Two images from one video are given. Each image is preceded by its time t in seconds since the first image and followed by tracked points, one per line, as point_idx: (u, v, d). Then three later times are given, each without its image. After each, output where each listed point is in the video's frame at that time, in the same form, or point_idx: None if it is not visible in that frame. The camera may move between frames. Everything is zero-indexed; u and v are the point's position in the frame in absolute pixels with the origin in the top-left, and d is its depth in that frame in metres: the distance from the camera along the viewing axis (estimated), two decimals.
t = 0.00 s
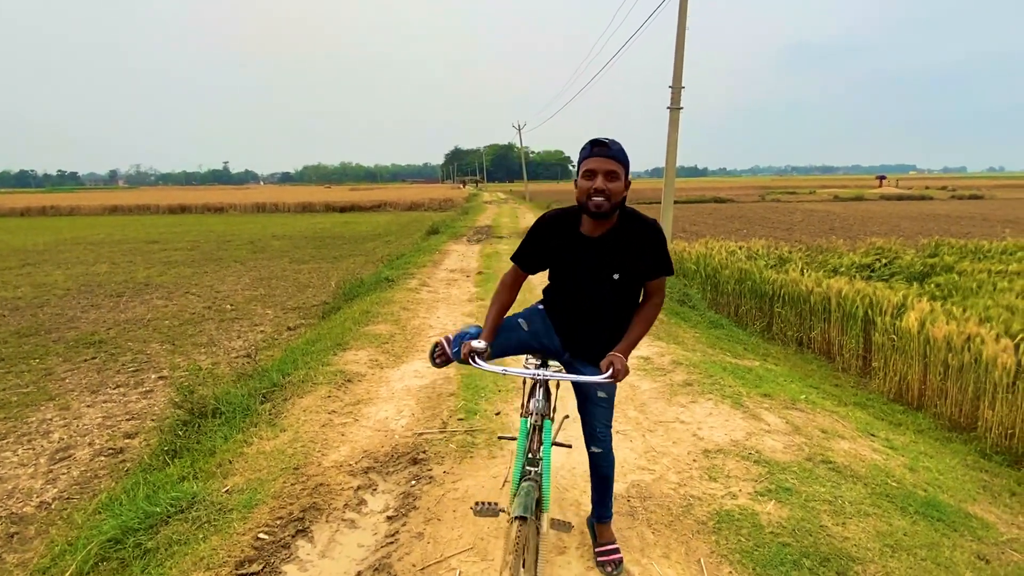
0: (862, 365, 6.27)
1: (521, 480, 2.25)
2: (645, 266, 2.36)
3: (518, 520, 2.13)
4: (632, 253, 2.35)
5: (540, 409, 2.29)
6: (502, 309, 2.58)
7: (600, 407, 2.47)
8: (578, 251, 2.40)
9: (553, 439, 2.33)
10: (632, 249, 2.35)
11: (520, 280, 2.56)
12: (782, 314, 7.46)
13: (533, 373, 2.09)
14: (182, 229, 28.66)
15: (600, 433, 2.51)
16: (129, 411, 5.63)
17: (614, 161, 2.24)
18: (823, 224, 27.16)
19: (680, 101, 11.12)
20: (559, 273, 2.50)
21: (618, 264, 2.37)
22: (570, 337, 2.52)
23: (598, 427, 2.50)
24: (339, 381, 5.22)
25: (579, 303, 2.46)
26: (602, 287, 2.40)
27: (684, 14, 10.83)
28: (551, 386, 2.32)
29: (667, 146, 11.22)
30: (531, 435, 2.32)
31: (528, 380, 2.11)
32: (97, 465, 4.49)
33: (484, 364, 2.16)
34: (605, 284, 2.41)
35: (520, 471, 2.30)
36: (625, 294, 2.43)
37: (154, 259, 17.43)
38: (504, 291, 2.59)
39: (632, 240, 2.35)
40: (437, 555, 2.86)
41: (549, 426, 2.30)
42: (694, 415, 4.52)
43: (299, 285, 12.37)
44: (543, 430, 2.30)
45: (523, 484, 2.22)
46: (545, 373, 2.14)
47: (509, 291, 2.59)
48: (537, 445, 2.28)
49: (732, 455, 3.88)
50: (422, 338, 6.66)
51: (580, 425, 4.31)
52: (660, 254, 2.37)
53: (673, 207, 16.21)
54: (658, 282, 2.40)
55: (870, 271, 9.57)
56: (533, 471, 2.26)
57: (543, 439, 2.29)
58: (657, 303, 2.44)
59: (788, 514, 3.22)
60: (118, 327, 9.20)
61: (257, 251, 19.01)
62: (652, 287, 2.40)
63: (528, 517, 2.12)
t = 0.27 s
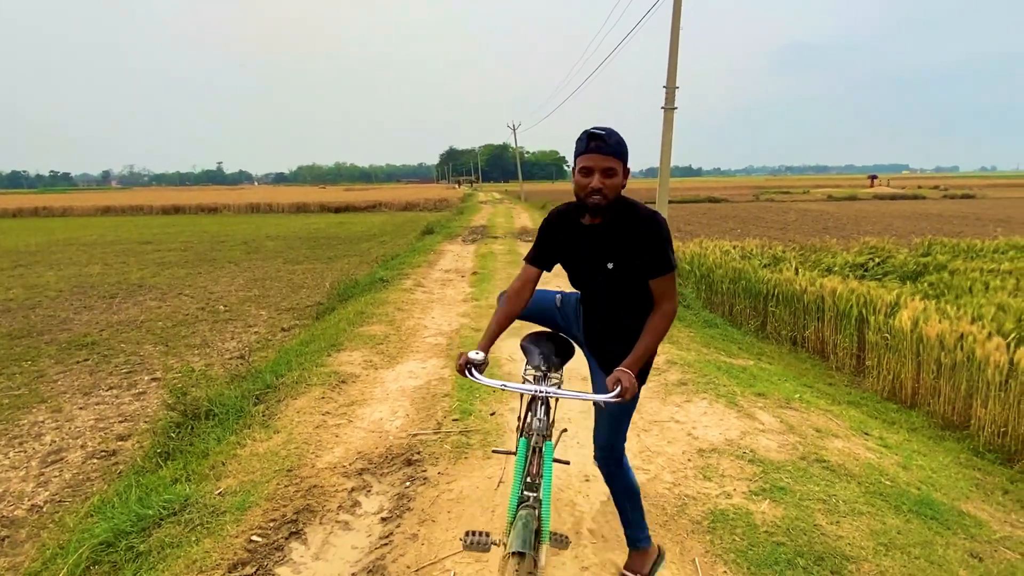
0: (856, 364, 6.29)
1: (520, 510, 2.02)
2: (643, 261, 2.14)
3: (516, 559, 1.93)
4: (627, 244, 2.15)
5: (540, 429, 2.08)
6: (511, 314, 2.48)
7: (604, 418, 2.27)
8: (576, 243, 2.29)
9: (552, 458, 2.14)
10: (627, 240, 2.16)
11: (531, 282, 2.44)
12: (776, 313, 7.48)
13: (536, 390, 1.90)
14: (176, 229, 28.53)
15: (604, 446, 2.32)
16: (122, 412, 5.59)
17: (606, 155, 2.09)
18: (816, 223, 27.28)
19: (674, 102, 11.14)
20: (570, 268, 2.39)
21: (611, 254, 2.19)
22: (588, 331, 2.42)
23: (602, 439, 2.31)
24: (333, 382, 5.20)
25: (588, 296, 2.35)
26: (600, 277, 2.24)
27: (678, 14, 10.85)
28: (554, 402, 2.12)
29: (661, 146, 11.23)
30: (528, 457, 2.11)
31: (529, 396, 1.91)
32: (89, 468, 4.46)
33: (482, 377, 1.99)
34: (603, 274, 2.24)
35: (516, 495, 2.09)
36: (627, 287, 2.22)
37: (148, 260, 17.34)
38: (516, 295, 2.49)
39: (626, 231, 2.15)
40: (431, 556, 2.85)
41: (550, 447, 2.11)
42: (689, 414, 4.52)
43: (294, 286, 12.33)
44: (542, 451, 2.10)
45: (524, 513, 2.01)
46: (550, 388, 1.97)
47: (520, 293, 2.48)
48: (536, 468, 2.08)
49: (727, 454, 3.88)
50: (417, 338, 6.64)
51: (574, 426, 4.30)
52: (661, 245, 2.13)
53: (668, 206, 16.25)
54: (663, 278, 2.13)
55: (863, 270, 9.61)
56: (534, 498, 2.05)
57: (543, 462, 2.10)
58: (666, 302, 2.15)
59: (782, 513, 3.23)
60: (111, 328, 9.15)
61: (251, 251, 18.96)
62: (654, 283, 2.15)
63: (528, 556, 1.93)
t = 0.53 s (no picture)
0: (849, 362, 6.32)
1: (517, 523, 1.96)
2: (634, 286, 2.02)
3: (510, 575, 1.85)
4: (612, 272, 2.04)
5: (541, 440, 2.00)
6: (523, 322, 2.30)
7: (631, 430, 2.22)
8: (572, 283, 2.22)
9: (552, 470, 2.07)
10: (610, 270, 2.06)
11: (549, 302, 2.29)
12: (770, 312, 7.50)
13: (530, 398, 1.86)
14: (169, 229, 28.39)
15: (627, 460, 2.24)
16: (115, 414, 5.56)
17: (568, 200, 1.98)
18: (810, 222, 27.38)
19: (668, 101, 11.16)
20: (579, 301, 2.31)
21: (603, 287, 2.09)
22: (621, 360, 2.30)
23: (626, 453, 2.24)
24: (327, 382, 5.19)
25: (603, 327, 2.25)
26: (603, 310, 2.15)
27: (672, 14, 10.87)
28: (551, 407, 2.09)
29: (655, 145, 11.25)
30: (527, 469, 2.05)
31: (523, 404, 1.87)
32: (82, 469, 4.43)
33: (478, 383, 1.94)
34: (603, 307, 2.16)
35: (514, 506, 2.03)
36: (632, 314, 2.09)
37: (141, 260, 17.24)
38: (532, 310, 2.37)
39: (609, 261, 2.04)
40: (426, 557, 2.84)
41: (550, 458, 2.05)
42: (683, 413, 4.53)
43: (288, 286, 12.29)
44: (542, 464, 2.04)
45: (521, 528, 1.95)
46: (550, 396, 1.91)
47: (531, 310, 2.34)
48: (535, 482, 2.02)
49: (721, 453, 3.89)
50: (411, 338, 6.63)
51: (569, 425, 4.31)
52: (647, 266, 2.01)
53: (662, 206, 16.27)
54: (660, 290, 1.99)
55: (856, 269, 9.65)
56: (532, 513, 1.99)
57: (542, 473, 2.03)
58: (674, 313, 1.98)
59: (776, 512, 3.24)
60: (104, 329, 9.09)
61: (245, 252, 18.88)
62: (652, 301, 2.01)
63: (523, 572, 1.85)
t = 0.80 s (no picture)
0: (842, 360, 6.35)
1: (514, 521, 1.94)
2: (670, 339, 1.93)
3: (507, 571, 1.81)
4: (650, 329, 1.97)
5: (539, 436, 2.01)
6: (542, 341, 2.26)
7: (663, 477, 2.14)
8: (607, 333, 2.16)
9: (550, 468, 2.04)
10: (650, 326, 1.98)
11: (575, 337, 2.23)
12: (764, 311, 7.54)
13: (529, 396, 1.86)
14: (162, 229, 28.24)
15: (653, 506, 2.15)
16: (108, 414, 5.53)
17: (604, 259, 1.94)
18: (804, 221, 27.48)
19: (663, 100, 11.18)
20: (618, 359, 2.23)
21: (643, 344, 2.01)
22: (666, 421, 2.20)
23: (652, 500, 2.15)
24: (322, 382, 5.17)
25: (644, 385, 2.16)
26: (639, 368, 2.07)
27: (667, 13, 10.88)
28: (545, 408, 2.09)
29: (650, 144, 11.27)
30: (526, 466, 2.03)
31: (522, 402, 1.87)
32: (75, 470, 4.41)
33: (480, 381, 1.93)
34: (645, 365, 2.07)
35: (511, 503, 2.01)
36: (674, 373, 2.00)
37: (134, 260, 17.15)
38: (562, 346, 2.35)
39: (647, 319, 1.98)
40: (421, 556, 2.84)
41: (548, 456, 2.03)
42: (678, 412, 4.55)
43: (282, 285, 12.25)
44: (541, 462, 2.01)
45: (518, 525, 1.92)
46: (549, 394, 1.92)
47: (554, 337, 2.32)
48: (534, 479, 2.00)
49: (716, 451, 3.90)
50: (406, 338, 6.62)
51: (564, 424, 4.31)
52: (682, 327, 1.91)
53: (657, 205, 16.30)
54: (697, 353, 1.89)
55: (850, 268, 9.68)
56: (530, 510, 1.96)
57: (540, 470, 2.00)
58: (713, 377, 1.88)
59: (770, 509, 3.25)
60: (97, 329, 9.04)
61: (240, 251, 18.81)
62: (688, 364, 1.91)
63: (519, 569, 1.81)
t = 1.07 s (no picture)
0: (836, 358, 6.39)
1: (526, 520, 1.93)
2: (690, 346, 1.95)
3: (527, 570, 1.81)
4: (670, 335, 1.99)
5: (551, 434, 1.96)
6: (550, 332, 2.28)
7: (666, 479, 2.15)
8: (625, 334, 2.17)
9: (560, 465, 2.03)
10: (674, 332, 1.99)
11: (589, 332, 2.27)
12: (759, 309, 7.56)
13: (539, 394, 1.84)
14: (155, 227, 28.08)
15: (654, 506, 2.18)
16: (102, 414, 5.51)
17: (615, 278, 1.92)
18: (798, 219, 27.55)
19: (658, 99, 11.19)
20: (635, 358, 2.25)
21: (664, 349, 2.03)
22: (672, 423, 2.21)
23: (653, 501, 2.18)
24: (317, 381, 5.16)
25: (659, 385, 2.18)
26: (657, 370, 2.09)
27: (661, 12, 10.88)
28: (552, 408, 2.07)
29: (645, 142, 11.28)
30: (536, 465, 2.01)
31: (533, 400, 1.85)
32: (68, 470, 4.38)
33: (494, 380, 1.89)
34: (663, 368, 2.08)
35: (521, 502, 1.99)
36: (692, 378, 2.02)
37: (127, 258, 17.07)
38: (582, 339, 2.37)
39: (668, 325, 1.99)
40: (417, 555, 2.84)
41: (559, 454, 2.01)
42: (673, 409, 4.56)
43: (277, 284, 12.21)
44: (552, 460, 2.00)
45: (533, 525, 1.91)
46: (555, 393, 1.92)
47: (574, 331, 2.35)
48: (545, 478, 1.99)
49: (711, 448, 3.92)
50: (402, 337, 6.62)
51: (560, 422, 4.32)
52: (702, 336, 1.92)
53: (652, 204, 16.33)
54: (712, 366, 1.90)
55: (844, 266, 9.72)
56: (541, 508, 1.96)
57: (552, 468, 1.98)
58: (724, 389, 1.91)
59: (765, 506, 3.27)
60: (90, 328, 8.99)
61: (234, 250, 18.73)
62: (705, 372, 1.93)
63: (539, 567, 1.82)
